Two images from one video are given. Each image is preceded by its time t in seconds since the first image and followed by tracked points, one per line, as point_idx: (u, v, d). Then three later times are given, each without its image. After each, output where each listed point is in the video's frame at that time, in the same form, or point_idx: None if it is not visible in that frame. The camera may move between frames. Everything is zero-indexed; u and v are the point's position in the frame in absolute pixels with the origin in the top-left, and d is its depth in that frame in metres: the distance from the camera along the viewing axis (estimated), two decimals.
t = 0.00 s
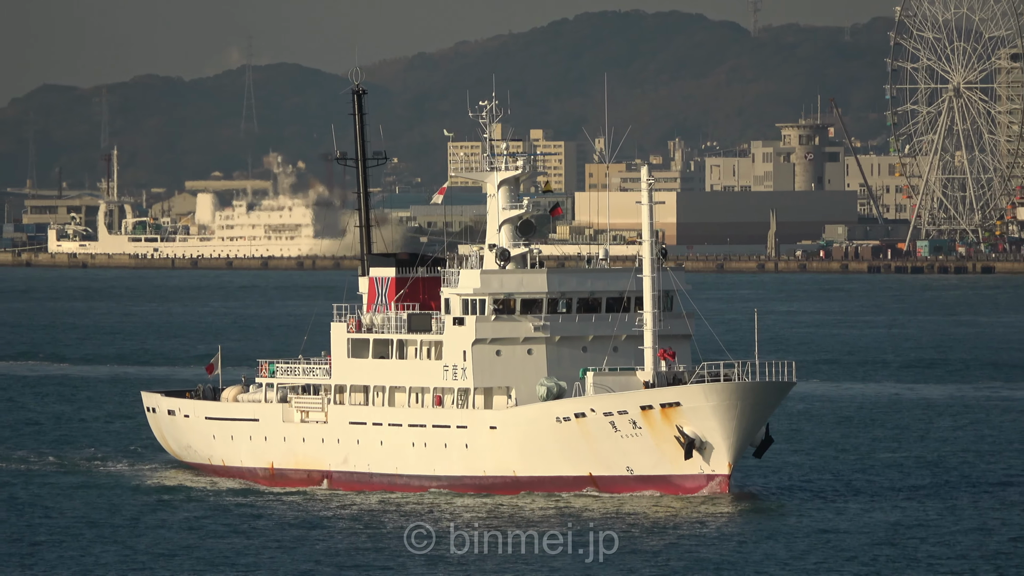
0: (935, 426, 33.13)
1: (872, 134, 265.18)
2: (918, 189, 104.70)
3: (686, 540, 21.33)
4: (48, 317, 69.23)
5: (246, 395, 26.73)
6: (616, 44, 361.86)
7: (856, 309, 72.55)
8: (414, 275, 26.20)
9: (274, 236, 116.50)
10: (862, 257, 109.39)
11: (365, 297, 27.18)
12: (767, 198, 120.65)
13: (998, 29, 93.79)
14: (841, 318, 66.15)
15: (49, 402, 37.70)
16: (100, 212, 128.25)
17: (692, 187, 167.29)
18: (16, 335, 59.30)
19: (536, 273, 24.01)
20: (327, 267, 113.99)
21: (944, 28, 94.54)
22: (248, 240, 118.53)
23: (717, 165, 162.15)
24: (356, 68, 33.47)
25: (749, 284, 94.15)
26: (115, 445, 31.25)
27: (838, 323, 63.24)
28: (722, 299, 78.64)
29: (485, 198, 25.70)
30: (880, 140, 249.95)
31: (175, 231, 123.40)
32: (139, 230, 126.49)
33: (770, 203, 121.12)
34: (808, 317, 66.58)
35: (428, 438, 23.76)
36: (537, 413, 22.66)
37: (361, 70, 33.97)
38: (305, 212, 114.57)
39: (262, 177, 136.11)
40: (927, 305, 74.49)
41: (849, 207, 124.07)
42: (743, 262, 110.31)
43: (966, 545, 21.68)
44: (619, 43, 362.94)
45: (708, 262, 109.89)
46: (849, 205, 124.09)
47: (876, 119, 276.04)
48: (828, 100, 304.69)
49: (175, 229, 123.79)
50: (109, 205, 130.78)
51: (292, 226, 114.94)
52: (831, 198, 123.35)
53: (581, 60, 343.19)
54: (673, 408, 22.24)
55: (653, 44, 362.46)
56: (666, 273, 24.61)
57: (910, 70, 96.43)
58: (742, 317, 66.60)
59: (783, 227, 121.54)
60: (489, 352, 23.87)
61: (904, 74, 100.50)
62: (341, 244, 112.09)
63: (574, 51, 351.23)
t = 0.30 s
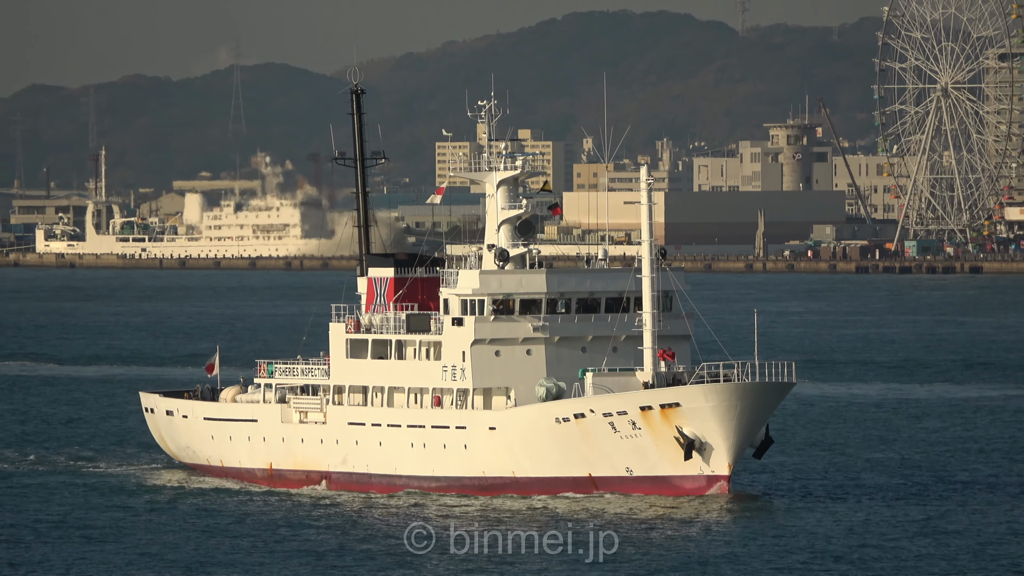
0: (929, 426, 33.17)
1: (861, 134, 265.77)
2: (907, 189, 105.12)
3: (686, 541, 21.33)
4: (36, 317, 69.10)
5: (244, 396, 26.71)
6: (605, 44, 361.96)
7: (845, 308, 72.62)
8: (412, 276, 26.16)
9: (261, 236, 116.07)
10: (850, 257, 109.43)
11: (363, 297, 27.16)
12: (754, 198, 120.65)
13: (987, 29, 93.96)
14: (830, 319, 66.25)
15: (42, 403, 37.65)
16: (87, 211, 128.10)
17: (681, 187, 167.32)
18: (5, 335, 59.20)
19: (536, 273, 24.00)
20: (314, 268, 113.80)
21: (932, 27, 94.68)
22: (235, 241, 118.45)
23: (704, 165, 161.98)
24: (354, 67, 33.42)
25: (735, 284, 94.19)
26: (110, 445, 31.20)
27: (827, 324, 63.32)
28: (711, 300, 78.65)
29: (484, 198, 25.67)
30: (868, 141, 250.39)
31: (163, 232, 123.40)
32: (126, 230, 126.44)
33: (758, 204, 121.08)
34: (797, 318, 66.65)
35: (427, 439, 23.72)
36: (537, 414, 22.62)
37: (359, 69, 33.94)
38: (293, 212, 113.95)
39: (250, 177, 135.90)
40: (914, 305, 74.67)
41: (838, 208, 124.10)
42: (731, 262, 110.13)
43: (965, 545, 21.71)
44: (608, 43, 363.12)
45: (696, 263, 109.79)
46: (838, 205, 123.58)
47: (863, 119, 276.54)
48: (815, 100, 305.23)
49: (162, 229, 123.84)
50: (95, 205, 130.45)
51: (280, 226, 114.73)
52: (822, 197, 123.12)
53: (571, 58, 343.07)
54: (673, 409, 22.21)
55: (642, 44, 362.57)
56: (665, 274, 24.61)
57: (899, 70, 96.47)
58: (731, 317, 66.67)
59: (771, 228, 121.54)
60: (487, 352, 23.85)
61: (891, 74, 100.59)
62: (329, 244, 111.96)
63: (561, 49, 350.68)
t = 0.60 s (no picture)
0: (925, 426, 33.21)
1: (852, 134, 266.25)
2: (896, 189, 105.40)
3: (687, 541, 21.32)
4: (27, 318, 69.11)
5: (243, 397, 26.70)
6: (596, 44, 362.21)
7: (835, 308, 72.80)
8: (412, 276, 26.15)
9: (251, 236, 116.06)
10: (839, 257, 109.56)
11: (363, 297, 27.15)
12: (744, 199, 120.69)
13: (976, 30, 94.11)
14: (820, 318, 66.39)
15: (37, 403, 37.64)
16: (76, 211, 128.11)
17: (672, 187, 167.45)
18: None
19: (536, 273, 23.96)
20: (303, 269, 113.96)
21: (921, 28, 94.80)
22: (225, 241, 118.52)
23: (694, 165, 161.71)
24: (354, 66, 33.35)
25: (721, 284, 94.31)
26: (107, 445, 31.18)
27: (818, 324, 63.44)
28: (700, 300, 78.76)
29: (484, 198, 25.63)
30: (858, 140, 250.80)
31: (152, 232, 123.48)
32: (116, 230, 126.44)
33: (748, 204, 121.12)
34: (788, 317, 66.77)
35: (427, 439, 23.68)
36: (537, 415, 22.58)
37: (358, 69, 33.88)
38: (282, 212, 113.86)
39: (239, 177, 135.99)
40: (902, 305, 74.83)
41: (828, 208, 124.16)
42: (721, 262, 110.07)
43: (965, 545, 21.73)
44: (599, 43, 363.38)
45: (685, 263, 109.87)
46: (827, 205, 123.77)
47: (852, 119, 276.98)
48: (804, 100, 305.63)
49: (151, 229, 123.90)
50: (85, 205, 130.59)
51: (270, 225, 114.70)
52: (809, 197, 123.10)
53: (563, 58, 343.28)
54: (673, 410, 22.17)
55: (634, 44, 362.73)
56: (666, 274, 24.58)
57: (887, 71, 96.59)
58: (722, 317, 66.75)
59: (761, 228, 121.61)
60: (487, 352, 23.80)
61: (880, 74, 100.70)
62: (317, 244, 112.00)
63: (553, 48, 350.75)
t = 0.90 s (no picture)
0: (922, 426, 33.25)
1: (844, 134, 266.65)
2: (887, 189, 105.51)
3: (688, 541, 21.28)
4: (20, 318, 69.18)
5: (245, 398, 26.70)
6: (587, 44, 362.62)
7: (827, 308, 72.88)
8: (414, 276, 26.14)
9: (242, 236, 116.14)
10: (830, 257, 109.64)
11: (364, 297, 27.11)
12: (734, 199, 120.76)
13: (966, 30, 94.29)
14: (812, 319, 66.55)
15: (33, 403, 37.66)
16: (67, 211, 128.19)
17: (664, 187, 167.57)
18: None
19: (537, 274, 23.92)
20: (294, 269, 114.09)
21: (912, 28, 94.95)
22: (215, 242, 118.81)
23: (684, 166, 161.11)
24: (356, 66, 33.34)
25: (708, 284, 94.37)
26: (105, 445, 31.15)
27: (810, 324, 63.57)
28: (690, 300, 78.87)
29: (486, 198, 25.59)
30: (848, 141, 251.05)
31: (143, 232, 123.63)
32: (106, 230, 126.62)
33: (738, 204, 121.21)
34: (780, 318, 66.89)
35: (429, 440, 23.65)
36: (539, 415, 22.56)
37: (360, 69, 33.88)
38: (273, 212, 113.22)
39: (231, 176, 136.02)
40: (891, 305, 75.04)
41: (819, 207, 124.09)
42: (712, 262, 109.98)
43: (966, 545, 21.72)
44: (590, 43, 363.67)
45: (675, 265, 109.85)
46: (818, 204, 123.40)
47: (843, 120, 277.39)
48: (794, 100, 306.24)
49: (142, 229, 124.14)
50: (76, 205, 130.57)
51: (261, 226, 114.82)
52: (801, 197, 122.75)
53: (554, 58, 343.57)
54: (675, 410, 22.12)
55: (628, 45, 362.90)
56: (668, 275, 24.55)
57: (878, 71, 96.69)
58: (714, 317, 66.87)
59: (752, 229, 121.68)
60: (489, 352, 23.77)
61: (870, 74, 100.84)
62: (309, 244, 112.29)
63: (547, 48, 350.86)
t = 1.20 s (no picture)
0: (922, 426, 33.27)
1: (837, 135, 267.08)
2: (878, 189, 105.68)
3: (690, 542, 21.26)
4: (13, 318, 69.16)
5: (248, 398, 26.67)
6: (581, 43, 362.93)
7: (818, 308, 73.04)
8: (417, 277, 26.15)
9: (234, 236, 116.41)
10: (821, 257, 109.76)
11: (367, 297, 27.09)
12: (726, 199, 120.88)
13: (958, 30, 94.29)
14: (806, 318, 66.71)
15: (31, 403, 37.64)
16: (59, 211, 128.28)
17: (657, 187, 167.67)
18: None
19: (541, 274, 23.91)
20: (285, 268, 114.51)
21: (904, 28, 95.11)
22: (207, 242, 119.00)
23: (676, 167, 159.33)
24: (360, 66, 33.30)
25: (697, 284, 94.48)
26: (106, 446, 31.14)
27: (804, 324, 63.67)
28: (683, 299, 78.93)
29: (489, 198, 25.57)
30: (840, 140, 251.54)
31: (135, 232, 123.71)
32: (98, 230, 126.73)
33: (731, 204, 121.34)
34: (775, 318, 66.99)
35: (432, 441, 23.62)
36: (542, 416, 22.53)
37: (363, 68, 33.82)
38: (264, 213, 114.02)
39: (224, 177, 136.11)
40: (882, 305, 75.21)
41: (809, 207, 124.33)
42: (703, 263, 110.04)
43: (970, 545, 21.71)
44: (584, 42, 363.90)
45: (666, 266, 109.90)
46: (809, 204, 123.62)
47: (835, 120, 277.94)
48: (786, 100, 306.84)
49: (134, 229, 124.24)
50: (68, 205, 130.48)
51: (253, 226, 115.10)
52: (792, 197, 122.74)
53: (547, 58, 343.83)
54: (679, 410, 22.09)
55: (622, 45, 363.08)
56: (672, 275, 24.52)
57: (870, 70, 96.67)
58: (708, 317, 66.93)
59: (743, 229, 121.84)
60: (492, 353, 23.75)
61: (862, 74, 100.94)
62: (300, 244, 112.56)
63: (542, 48, 351.16)
